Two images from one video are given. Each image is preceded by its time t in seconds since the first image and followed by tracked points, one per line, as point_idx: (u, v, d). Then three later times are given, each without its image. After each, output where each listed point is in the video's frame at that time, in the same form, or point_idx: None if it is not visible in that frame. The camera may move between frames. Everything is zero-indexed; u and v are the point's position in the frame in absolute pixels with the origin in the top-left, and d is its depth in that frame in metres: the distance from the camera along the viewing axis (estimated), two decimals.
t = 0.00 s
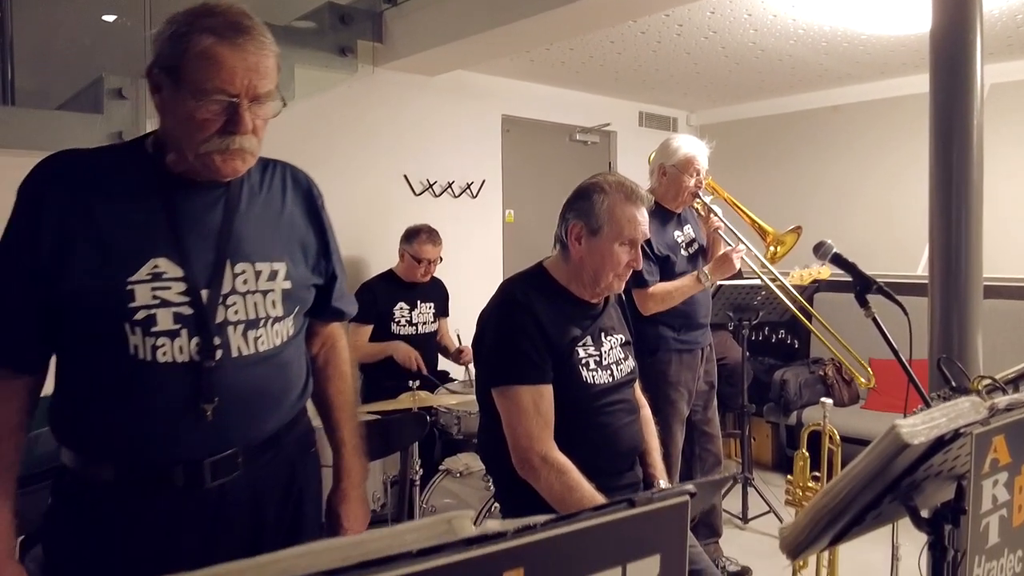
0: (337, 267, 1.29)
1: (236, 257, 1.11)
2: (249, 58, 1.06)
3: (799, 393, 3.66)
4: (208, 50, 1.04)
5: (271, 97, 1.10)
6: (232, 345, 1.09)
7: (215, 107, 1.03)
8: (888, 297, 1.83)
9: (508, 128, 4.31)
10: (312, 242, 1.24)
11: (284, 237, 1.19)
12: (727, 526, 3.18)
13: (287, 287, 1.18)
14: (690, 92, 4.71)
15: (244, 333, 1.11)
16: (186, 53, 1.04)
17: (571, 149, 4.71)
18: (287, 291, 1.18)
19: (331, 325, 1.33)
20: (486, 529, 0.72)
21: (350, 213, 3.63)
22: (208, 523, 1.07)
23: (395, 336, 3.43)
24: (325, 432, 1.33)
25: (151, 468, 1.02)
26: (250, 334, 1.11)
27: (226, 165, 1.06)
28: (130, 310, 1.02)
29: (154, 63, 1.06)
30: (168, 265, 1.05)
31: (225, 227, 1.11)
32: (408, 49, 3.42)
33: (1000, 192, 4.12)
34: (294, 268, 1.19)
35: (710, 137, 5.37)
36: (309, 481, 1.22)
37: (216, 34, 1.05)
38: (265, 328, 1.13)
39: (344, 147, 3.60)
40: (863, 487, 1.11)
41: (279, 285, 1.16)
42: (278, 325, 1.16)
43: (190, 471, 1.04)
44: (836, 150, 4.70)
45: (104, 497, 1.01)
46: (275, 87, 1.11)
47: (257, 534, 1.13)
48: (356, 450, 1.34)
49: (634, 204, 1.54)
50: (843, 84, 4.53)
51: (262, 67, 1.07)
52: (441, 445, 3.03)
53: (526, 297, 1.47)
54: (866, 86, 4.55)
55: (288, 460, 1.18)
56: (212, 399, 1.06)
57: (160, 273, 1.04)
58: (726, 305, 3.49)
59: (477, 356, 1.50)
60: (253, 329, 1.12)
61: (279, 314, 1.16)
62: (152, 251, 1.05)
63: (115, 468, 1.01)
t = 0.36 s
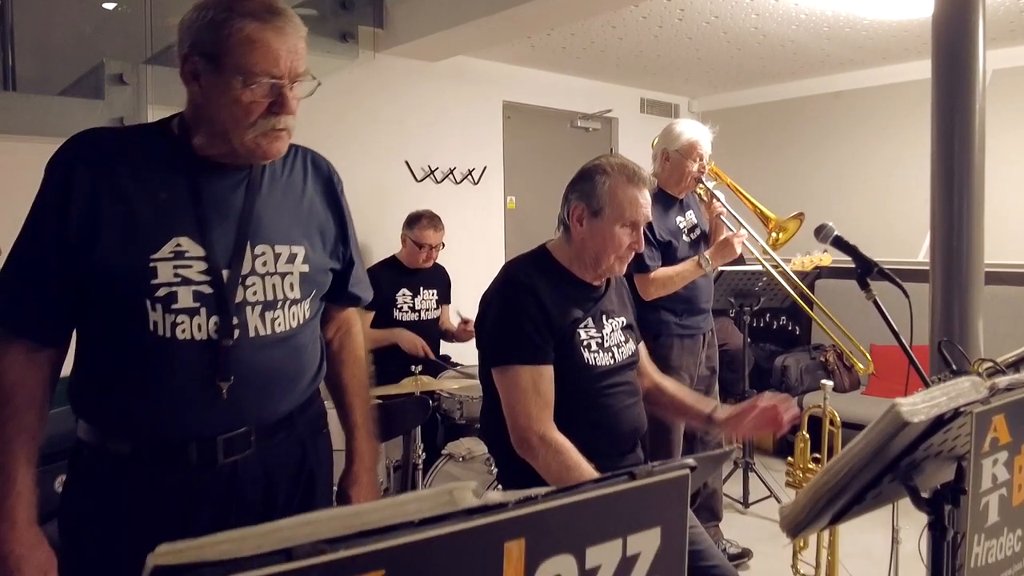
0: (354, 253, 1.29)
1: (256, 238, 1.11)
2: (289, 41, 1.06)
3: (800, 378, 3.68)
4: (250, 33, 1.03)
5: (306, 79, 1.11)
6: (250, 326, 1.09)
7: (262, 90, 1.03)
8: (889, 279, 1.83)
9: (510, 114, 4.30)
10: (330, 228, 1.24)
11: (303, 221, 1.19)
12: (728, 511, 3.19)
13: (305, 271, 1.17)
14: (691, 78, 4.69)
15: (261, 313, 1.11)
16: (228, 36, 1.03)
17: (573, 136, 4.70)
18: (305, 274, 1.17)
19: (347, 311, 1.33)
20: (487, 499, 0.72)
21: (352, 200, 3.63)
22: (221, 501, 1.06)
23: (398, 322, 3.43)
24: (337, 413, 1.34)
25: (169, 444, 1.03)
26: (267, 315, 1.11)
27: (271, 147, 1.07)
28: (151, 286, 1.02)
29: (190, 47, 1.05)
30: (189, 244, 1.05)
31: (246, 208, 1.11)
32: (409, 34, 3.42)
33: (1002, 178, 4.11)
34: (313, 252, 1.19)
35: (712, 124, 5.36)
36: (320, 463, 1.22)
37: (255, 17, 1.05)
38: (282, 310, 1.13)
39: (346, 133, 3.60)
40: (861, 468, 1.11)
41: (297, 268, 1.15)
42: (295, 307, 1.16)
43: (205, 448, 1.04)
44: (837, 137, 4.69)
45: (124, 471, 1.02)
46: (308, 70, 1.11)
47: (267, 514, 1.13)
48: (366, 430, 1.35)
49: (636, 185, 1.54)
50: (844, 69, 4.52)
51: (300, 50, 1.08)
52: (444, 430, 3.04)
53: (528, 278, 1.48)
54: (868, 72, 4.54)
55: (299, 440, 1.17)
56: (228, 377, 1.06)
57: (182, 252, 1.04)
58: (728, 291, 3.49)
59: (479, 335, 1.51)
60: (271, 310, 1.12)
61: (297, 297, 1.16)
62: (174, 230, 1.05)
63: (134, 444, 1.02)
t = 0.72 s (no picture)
0: (345, 237, 1.29)
1: (246, 222, 1.11)
2: (282, 21, 1.08)
3: (801, 366, 3.69)
4: (243, 15, 1.05)
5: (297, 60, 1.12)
6: (242, 309, 1.09)
7: (258, 69, 1.04)
8: (889, 266, 1.83)
9: (511, 102, 4.30)
10: (320, 212, 1.24)
11: (294, 204, 1.18)
12: (729, 497, 3.21)
13: (297, 253, 1.17)
14: (693, 65, 4.68)
15: (254, 297, 1.10)
16: (223, 19, 1.04)
17: (574, 124, 4.69)
18: (297, 257, 1.17)
19: (340, 294, 1.32)
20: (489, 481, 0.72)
21: (352, 188, 3.63)
22: (218, 484, 1.07)
23: (400, 310, 3.44)
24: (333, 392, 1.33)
25: (162, 428, 1.03)
26: (260, 299, 1.11)
27: (272, 127, 1.07)
28: (142, 271, 1.02)
29: (182, 32, 1.05)
30: (179, 228, 1.06)
31: (235, 193, 1.11)
32: (411, 22, 3.41)
33: (1004, 166, 4.11)
34: (304, 235, 1.19)
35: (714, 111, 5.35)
36: (316, 447, 1.21)
37: None
38: (275, 294, 1.13)
39: (347, 121, 3.60)
40: (858, 452, 1.12)
41: (288, 250, 1.15)
42: (287, 291, 1.15)
43: (199, 432, 1.04)
44: (839, 125, 4.69)
45: (119, 457, 1.02)
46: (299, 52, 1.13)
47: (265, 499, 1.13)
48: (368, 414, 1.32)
49: (629, 164, 1.54)
50: (846, 57, 4.50)
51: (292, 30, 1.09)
52: (446, 417, 3.05)
53: (525, 258, 1.49)
54: (870, 59, 4.53)
55: (295, 424, 1.17)
56: (222, 359, 1.06)
57: (172, 236, 1.05)
58: (728, 278, 3.51)
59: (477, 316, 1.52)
60: (263, 293, 1.11)
61: (289, 280, 1.15)
62: (163, 214, 1.05)
63: (127, 430, 1.02)
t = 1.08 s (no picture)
0: (315, 220, 1.28)
1: (215, 210, 1.10)
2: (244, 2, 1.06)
3: (802, 355, 3.70)
4: None
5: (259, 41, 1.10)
6: (217, 299, 1.08)
7: (223, 53, 1.02)
8: (892, 256, 1.82)
9: (512, 91, 4.29)
10: (289, 196, 1.23)
11: (264, 190, 1.18)
12: (731, 487, 3.22)
13: (267, 240, 1.16)
14: (695, 54, 4.67)
15: (228, 286, 1.09)
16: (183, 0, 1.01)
17: (575, 113, 4.68)
18: (267, 243, 1.16)
19: (308, 281, 1.32)
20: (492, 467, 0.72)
21: (352, 178, 3.63)
22: (196, 477, 1.06)
23: (402, 300, 3.45)
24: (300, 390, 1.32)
25: (137, 423, 1.01)
26: (234, 287, 1.10)
27: (236, 112, 1.06)
28: (111, 263, 0.99)
29: (139, 14, 1.02)
30: (147, 218, 1.03)
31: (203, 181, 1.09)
32: (412, 10, 3.40)
33: (1007, 155, 4.10)
34: (274, 220, 1.18)
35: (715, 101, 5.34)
36: (293, 434, 1.22)
37: None
38: (248, 281, 1.12)
39: (348, 111, 3.59)
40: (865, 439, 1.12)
41: (259, 237, 1.14)
42: (260, 278, 1.15)
43: (177, 425, 1.03)
44: (841, 114, 4.68)
45: (90, 453, 1.00)
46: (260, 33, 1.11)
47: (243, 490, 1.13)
48: (335, 405, 1.33)
49: (629, 153, 1.53)
50: (849, 46, 4.49)
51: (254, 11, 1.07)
52: (448, 406, 3.06)
53: (528, 245, 1.49)
54: (874, 48, 4.51)
55: (271, 414, 1.17)
56: (200, 350, 1.05)
57: (139, 226, 1.02)
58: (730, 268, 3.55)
59: (482, 308, 1.51)
60: (237, 282, 1.11)
61: (261, 267, 1.15)
62: (129, 204, 1.02)
63: (99, 426, 1.00)
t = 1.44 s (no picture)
0: (288, 215, 1.29)
1: (191, 209, 1.10)
2: None
3: (804, 350, 3.69)
4: None
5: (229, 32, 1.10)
6: (197, 299, 1.09)
7: (194, 47, 1.03)
8: (894, 252, 1.82)
9: (514, 86, 4.28)
10: (262, 191, 1.25)
11: (238, 187, 1.19)
12: (732, 481, 3.23)
13: (244, 236, 1.18)
14: (697, 48, 4.67)
15: (207, 285, 1.11)
16: None
17: (577, 108, 4.68)
18: (244, 240, 1.18)
19: (280, 276, 1.33)
20: (494, 468, 0.73)
21: (354, 173, 3.63)
22: (179, 477, 1.06)
23: (404, 296, 3.46)
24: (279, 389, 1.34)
25: (119, 425, 1.01)
26: (213, 286, 1.11)
27: (210, 106, 1.07)
28: (87, 266, 0.99)
29: (109, 9, 1.01)
30: (121, 219, 1.03)
31: (178, 182, 1.10)
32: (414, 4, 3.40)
33: (1010, 150, 4.09)
34: (249, 216, 1.19)
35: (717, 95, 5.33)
36: (274, 430, 1.23)
37: None
38: (227, 280, 1.14)
39: (350, 105, 3.59)
40: (867, 434, 1.12)
41: (235, 234, 1.16)
42: (239, 275, 1.16)
43: (160, 427, 1.04)
44: (843, 109, 4.67)
45: (68, 457, 1.00)
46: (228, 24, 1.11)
47: (227, 489, 1.14)
48: (311, 399, 1.35)
49: (596, 149, 1.50)
50: (852, 39, 4.48)
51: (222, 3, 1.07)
52: (451, 401, 3.06)
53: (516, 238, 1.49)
54: (876, 41, 4.50)
55: (251, 412, 1.19)
56: (182, 352, 1.06)
57: (114, 227, 1.02)
58: (733, 263, 3.51)
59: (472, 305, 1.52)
60: (216, 281, 1.12)
61: (239, 264, 1.16)
62: (103, 205, 1.02)
63: (77, 430, 1.00)
